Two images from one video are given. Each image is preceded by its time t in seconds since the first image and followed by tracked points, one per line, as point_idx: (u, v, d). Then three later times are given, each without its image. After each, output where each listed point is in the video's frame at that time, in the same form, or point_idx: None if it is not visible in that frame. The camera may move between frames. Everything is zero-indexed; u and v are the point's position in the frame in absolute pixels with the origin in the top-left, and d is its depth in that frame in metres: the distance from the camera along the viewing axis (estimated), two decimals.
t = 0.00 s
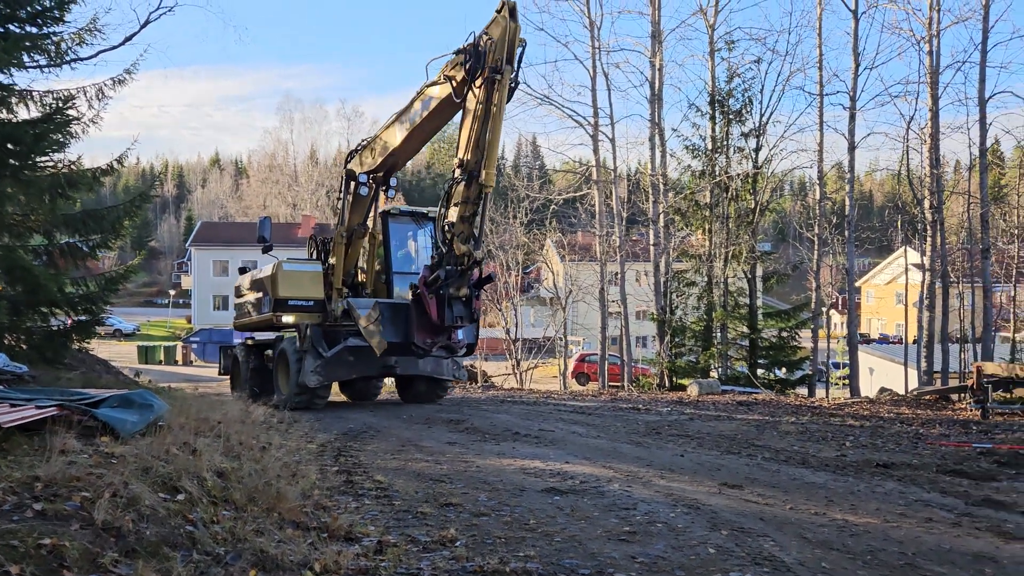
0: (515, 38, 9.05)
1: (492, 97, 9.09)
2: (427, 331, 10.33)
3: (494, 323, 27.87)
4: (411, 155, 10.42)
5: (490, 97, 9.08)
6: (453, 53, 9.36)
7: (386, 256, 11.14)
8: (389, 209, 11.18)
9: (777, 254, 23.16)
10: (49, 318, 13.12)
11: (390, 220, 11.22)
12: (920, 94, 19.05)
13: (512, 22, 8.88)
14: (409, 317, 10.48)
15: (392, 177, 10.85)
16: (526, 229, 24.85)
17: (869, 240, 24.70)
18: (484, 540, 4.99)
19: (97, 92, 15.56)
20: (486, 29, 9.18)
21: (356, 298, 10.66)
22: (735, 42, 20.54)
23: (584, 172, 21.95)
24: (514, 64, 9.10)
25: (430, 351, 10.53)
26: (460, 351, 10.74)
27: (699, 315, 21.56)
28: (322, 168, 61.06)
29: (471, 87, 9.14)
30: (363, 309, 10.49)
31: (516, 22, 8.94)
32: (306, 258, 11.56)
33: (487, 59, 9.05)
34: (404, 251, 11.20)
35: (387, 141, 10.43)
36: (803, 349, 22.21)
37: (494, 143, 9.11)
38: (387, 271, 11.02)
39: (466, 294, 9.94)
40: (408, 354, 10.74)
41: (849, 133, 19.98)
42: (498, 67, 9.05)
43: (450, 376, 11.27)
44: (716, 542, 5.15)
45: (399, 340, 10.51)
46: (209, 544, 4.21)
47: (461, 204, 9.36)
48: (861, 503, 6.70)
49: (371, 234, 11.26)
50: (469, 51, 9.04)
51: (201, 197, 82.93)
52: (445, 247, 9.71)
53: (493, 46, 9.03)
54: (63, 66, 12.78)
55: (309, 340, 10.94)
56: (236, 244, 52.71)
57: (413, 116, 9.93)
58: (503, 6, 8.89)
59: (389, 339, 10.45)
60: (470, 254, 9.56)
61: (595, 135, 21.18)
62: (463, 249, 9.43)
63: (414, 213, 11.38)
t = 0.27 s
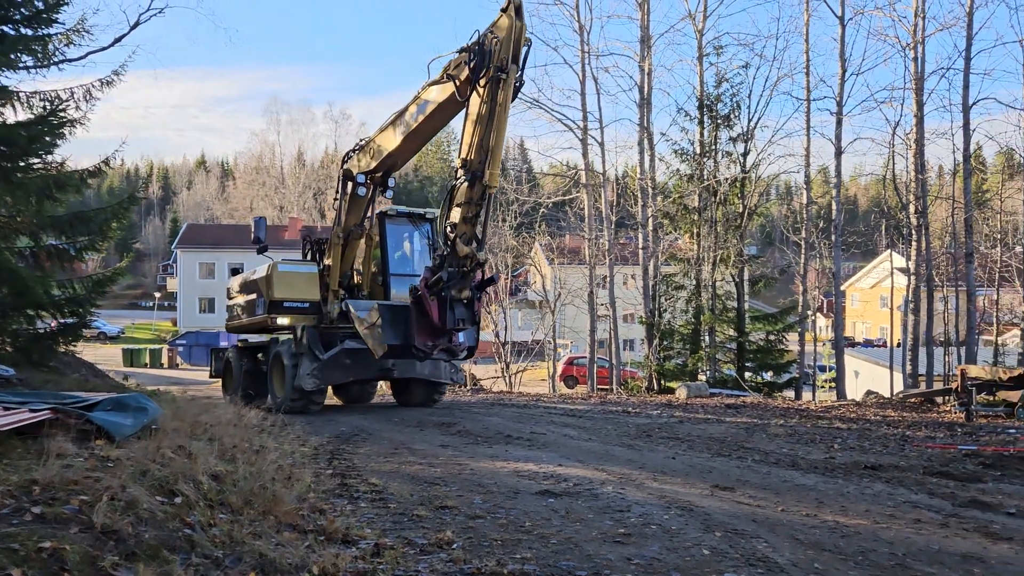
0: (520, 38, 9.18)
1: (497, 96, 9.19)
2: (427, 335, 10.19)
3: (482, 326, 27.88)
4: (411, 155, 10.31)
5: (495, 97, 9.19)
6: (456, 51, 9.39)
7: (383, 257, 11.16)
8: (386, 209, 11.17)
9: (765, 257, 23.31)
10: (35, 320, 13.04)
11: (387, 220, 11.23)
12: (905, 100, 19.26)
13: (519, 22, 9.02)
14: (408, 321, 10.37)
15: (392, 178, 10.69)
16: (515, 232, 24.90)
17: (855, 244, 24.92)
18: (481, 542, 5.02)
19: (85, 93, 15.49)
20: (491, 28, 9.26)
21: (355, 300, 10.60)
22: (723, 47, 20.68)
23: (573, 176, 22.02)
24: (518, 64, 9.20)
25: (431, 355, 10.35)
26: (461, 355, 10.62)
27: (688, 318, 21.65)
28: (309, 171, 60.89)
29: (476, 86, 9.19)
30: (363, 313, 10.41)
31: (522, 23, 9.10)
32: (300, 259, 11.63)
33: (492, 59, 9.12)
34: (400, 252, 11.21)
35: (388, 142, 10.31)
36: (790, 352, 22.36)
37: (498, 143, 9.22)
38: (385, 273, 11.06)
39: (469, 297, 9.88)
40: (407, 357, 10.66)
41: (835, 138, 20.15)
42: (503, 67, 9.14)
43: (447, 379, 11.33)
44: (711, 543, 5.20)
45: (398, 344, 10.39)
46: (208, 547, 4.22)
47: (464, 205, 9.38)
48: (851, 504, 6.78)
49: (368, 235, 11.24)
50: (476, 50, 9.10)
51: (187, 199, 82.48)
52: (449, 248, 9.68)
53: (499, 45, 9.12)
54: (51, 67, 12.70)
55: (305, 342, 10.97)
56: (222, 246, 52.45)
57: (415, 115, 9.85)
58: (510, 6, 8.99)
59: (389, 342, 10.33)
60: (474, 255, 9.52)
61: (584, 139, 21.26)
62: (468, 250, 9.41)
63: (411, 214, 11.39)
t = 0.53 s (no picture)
0: (527, 36, 9.21)
1: (505, 96, 9.23)
2: (429, 335, 10.16)
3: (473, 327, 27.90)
4: (413, 154, 10.36)
5: (502, 97, 9.22)
6: (462, 50, 9.40)
7: (382, 257, 11.21)
8: (386, 209, 11.24)
9: (755, 260, 23.44)
10: (25, 320, 13.02)
11: (387, 220, 11.30)
12: (895, 105, 19.44)
13: (527, 20, 9.04)
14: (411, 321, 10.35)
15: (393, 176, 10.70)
16: (506, 234, 24.96)
17: (845, 247, 25.10)
18: (475, 542, 5.07)
19: (77, 92, 15.45)
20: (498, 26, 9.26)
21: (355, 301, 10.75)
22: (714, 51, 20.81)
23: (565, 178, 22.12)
24: (526, 63, 9.23)
25: (434, 355, 10.40)
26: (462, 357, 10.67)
27: (678, 320, 21.76)
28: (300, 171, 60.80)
29: (483, 85, 9.20)
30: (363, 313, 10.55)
31: (530, 21, 9.11)
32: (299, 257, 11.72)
33: (499, 57, 9.15)
34: (399, 252, 11.26)
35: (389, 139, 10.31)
36: (779, 354, 22.51)
37: (505, 142, 9.29)
38: (384, 273, 11.11)
39: (473, 298, 9.79)
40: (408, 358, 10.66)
41: (825, 142, 20.31)
42: (510, 66, 9.15)
43: (446, 381, 11.39)
44: (702, 544, 5.27)
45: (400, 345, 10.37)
46: (205, 546, 4.25)
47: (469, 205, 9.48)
48: (840, 505, 6.86)
49: (367, 234, 11.27)
50: (483, 49, 9.14)
51: (177, 198, 82.16)
52: (454, 248, 9.70)
53: (507, 44, 9.16)
54: (43, 66, 12.66)
55: (304, 342, 10.92)
56: (212, 246, 52.29)
57: (418, 113, 9.86)
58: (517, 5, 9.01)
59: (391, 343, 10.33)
60: (479, 256, 9.54)
61: (576, 141, 21.35)
62: (473, 251, 9.45)
63: (411, 214, 11.40)
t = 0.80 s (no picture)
0: (534, 37, 9.15)
1: (509, 97, 9.22)
2: (431, 338, 10.30)
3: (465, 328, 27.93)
4: (413, 154, 10.34)
5: (507, 97, 9.21)
6: (468, 49, 9.36)
7: (380, 256, 11.29)
8: (384, 209, 11.37)
9: (746, 263, 23.56)
10: (16, 318, 13.03)
11: (385, 219, 11.42)
12: (885, 109, 19.57)
13: (534, 21, 8.99)
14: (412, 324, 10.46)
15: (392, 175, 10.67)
16: (498, 235, 25.01)
17: (835, 251, 25.25)
18: (463, 541, 5.13)
19: (70, 91, 15.44)
20: (504, 26, 9.26)
21: (355, 302, 10.82)
22: (707, 54, 20.91)
23: (557, 180, 22.19)
24: (532, 64, 9.20)
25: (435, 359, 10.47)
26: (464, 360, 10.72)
27: (669, 322, 21.84)
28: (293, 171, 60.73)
29: (489, 86, 9.17)
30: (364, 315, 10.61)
31: (537, 22, 9.08)
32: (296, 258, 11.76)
33: (505, 58, 9.13)
34: (397, 252, 11.34)
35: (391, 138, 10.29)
36: (769, 356, 22.63)
37: (510, 144, 9.26)
38: (381, 273, 11.19)
39: (474, 300, 10.02)
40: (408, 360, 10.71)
41: (816, 146, 20.43)
42: (516, 67, 9.14)
43: (445, 383, 11.46)
44: (687, 544, 5.34)
45: (401, 348, 10.47)
46: (195, 544, 4.29)
47: (473, 206, 9.52)
48: (825, 507, 6.94)
49: (365, 234, 11.31)
50: (489, 49, 9.11)
51: (169, 197, 81.90)
52: (455, 250, 9.81)
53: (514, 44, 9.11)
54: (36, 65, 12.66)
55: (302, 343, 10.91)
56: (204, 245, 52.17)
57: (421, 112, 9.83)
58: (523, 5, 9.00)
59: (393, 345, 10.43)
60: (481, 260, 9.66)
61: (569, 143, 21.42)
62: (475, 253, 9.54)
63: (410, 214, 11.55)
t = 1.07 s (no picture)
0: (536, 38, 9.18)
1: (510, 98, 9.28)
2: (428, 340, 10.40)
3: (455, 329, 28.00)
4: (411, 154, 10.31)
5: (508, 98, 9.26)
6: (469, 49, 9.40)
7: (377, 257, 11.35)
8: (381, 208, 11.39)
9: (735, 265, 23.71)
10: (5, 318, 13.04)
11: (382, 219, 11.45)
12: (873, 115, 19.74)
13: (536, 21, 9.02)
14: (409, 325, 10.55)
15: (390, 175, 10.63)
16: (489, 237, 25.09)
17: (823, 255, 25.42)
18: (447, 542, 5.20)
19: (60, 91, 15.45)
20: (506, 26, 9.28)
21: (351, 302, 10.88)
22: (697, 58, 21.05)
23: (548, 183, 22.29)
24: (534, 64, 9.22)
25: (432, 360, 10.59)
26: (460, 362, 10.80)
27: (658, 324, 21.96)
28: (284, 171, 60.65)
29: (490, 86, 9.22)
30: (360, 315, 10.68)
31: (539, 22, 9.10)
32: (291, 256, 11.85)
33: (506, 58, 9.17)
34: (393, 252, 11.41)
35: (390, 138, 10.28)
36: (758, 359, 22.79)
37: (509, 146, 9.34)
38: (377, 273, 11.27)
39: (472, 302, 10.11)
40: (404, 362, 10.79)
41: (805, 151, 20.60)
42: (518, 67, 9.19)
43: (440, 385, 11.42)
44: (668, 545, 5.43)
45: (398, 350, 10.60)
46: (181, 544, 4.35)
47: (472, 209, 9.62)
48: (805, 509, 7.04)
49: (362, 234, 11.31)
50: (490, 50, 9.16)
51: (160, 196, 81.67)
52: (454, 252, 9.89)
53: (515, 45, 9.15)
54: (26, 65, 12.67)
55: (298, 345, 10.96)
56: (195, 245, 52.07)
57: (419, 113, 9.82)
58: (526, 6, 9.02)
59: (389, 347, 10.54)
60: (480, 261, 9.77)
61: (559, 145, 21.52)
62: (474, 255, 9.63)
63: (406, 214, 11.61)
